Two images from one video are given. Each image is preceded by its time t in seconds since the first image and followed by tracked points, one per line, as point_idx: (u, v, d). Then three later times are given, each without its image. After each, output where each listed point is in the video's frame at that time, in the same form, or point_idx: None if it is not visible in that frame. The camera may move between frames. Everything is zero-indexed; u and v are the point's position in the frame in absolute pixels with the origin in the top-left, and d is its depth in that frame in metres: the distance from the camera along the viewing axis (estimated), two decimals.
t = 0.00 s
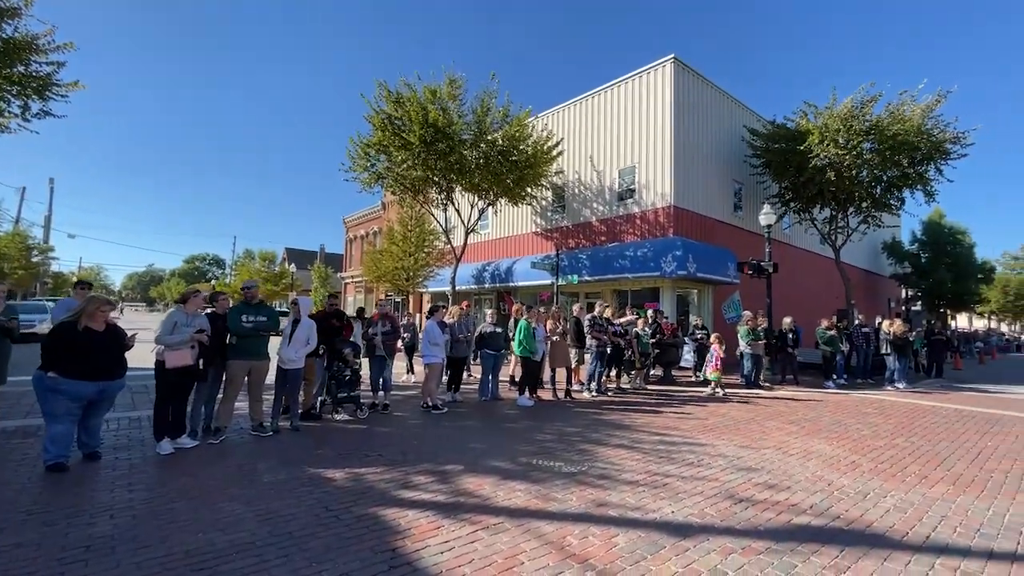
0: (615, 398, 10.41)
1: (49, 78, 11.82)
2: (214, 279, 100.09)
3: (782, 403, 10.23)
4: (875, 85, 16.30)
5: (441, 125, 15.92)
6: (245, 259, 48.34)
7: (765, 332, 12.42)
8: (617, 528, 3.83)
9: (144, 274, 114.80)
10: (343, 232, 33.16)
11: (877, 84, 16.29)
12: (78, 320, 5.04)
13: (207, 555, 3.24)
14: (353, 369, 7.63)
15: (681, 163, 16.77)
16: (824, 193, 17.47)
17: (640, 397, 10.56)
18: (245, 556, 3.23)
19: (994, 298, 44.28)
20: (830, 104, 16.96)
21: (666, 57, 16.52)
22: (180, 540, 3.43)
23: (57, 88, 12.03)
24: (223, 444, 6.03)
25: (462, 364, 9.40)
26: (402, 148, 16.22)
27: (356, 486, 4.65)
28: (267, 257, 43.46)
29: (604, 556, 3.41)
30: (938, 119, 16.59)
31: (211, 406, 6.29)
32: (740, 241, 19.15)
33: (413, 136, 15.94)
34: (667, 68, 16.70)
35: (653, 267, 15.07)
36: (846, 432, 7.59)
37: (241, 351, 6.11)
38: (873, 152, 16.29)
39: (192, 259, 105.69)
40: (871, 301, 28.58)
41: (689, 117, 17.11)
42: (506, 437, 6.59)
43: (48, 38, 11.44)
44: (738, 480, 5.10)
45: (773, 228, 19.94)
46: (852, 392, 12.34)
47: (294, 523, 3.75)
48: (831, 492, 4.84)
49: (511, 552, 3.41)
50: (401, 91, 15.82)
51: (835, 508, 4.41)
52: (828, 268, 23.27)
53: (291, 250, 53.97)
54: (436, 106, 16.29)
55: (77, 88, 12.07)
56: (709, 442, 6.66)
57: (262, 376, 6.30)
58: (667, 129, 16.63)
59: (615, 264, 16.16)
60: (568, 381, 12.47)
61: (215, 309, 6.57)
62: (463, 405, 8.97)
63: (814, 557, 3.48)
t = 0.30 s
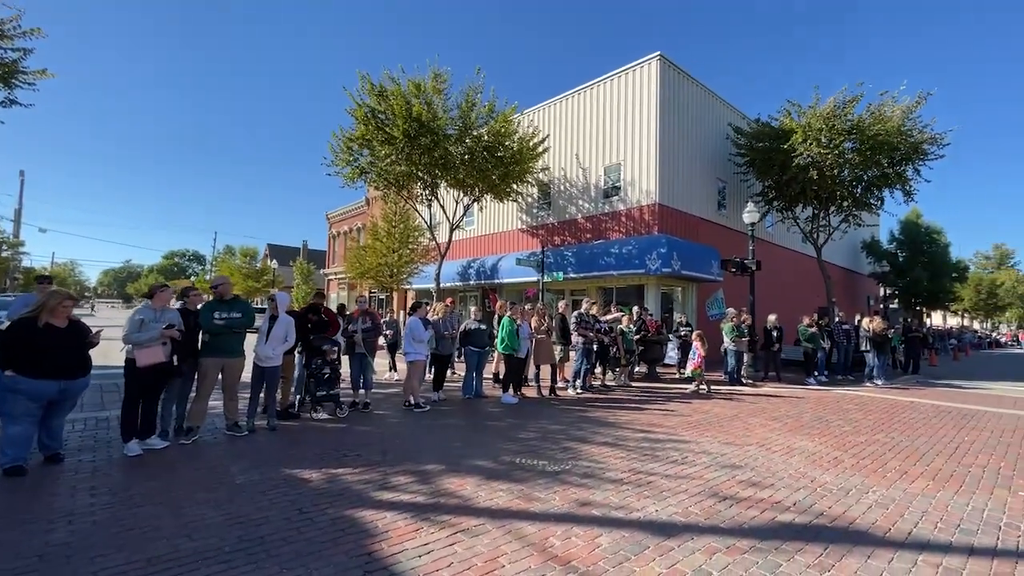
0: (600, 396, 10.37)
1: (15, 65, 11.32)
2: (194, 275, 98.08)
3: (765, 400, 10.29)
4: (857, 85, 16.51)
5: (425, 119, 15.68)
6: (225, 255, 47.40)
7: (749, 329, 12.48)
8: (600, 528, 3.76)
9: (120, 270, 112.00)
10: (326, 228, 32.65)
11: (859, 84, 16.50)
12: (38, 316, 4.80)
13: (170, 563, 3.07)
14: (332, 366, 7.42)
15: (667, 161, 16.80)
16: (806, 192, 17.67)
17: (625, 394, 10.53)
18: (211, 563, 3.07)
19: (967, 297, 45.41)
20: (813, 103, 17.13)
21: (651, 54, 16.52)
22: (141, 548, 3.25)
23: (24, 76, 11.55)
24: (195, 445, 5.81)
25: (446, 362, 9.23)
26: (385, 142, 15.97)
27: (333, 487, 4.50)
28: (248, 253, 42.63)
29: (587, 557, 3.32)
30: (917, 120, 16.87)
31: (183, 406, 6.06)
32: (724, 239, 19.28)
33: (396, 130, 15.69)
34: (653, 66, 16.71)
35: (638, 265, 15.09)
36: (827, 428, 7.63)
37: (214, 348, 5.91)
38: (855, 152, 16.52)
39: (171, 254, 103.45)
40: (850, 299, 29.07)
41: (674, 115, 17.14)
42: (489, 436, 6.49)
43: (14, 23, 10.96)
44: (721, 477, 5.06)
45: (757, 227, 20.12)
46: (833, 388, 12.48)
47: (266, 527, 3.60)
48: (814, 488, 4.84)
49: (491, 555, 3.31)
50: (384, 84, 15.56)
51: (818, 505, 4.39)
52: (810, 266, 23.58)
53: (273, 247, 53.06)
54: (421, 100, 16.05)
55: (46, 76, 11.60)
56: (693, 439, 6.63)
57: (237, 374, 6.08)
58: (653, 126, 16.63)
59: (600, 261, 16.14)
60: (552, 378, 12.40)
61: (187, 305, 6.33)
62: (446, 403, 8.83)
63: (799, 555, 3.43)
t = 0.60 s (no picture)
0: (589, 394, 10.28)
1: None
2: (176, 272, 96.30)
3: (754, 398, 10.28)
4: (845, 85, 16.63)
5: (413, 114, 15.44)
6: (209, 251, 46.56)
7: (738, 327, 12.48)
8: (593, 530, 3.64)
9: (100, 267, 109.63)
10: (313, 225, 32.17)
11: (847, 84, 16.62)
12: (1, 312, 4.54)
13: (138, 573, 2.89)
14: (317, 364, 7.22)
15: (656, 159, 16.78)
16: (794, 191, 17.76)
17: (614, 392, 10.45)
18: (183, 572, 2.89)
19: (947, 296, 46.23)
20: (801, 103, 17.22)
21: (642, 52, 16.48)
22: (108, 556, 3.06)
23: None
24: (171, 446, 5.58)
25: (434, 360, 9.05)
26: (373, 137, 15.71)
27: (316, 489, 4.32)
28: (232, 250, 41.92)
29: (580, 561, 3.20)
30: (902, 120, 17.05)
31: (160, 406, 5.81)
32: (712, 238, 19.32)
33: (384, 125, 15.44)
34: (643, 63, 16.67)
35: (627, 263, 15.05)
36: (817, 426, 7.62)
37: (192, 345, 5.69)
38: (842, 151, 16.65)
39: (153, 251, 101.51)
40: (835, 298, 29.39)
41: (664, 113, 17.13)
42: (477, 435, 6.34)
43: None
44: (715, 476, 4.98)
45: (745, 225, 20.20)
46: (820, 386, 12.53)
47: (244, 533, 3.42)
48: (808, 487, 4.77)
49: (481, 559, 3.17)
50: (372, 78, 15.29)
51: (813, 504, 4.33)
52: (796, 265, 23.75)
53: (258, 244, 52.27)
54: (409, 95, 15.82)
55: (18, 63, 11.17)
56: (685, 438, 6.56)
57: (217, 372, 5.87)
58: (643, 124, 16.59)
59: (589, 259, 16.08)
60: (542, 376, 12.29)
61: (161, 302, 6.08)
62: (434, 402, 8.67)
63: (796, 556, 3.35)
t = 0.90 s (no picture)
0: (582, 393, 10.20)
1: None
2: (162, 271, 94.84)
3: (746, 396, 10.27)
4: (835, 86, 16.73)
5: (404, 110, 15.26)
6: (196, 249, 45.90)
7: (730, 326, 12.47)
8: (589, 531, 3.55)
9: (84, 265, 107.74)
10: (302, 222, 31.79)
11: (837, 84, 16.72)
12: None
13: None
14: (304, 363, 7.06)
15: (649, 158, 16.76)
16: (784, 191, 17.83)
17: (606, 391, 10.39)
18: None
19: (932, 296, 46.83)
20: (792, 103, 17.30)
21: (634, 50, 16.44)
22: (79, 562, 2.90)
23: None
24: (152, 446, 5.40)
25: (425, 359, 8.91)
26: (363, 133, 15.50)
27: (302, 490, 4.18)
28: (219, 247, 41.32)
29: (576, 564, 3.10)
30: (891, 122, 17.19)
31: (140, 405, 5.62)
32: (704, 237, 19.35)
33: (375, 121, 15.24)
34: (636, 62, 16.63)
35: (620, 262, 15.00)
36: (810, 424, 7.59)
37: (173, 343, 5.50)
38: (832, 152, 16.75)
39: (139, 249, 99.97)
40: (824, 297, 29.63)
41: (656, 112, 17.11)
42: (469, 435, 6.23)
43: None
44: (710, 475, 4.91)
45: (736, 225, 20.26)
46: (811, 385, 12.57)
47: (226, 536, 3.28)
48: (804, 486, 4.72)
49: (473, 562, 3.06)
50: (362, 73, 15.08)
51: (810, 504, 4.27)
52: (786, 265, 23.89)
53: (246, 242, 51.63)
54: (399, 90, 15.63)
55: None
56: (679, 436, 6.49)
57: (200, 370, 5.69)
58: (635, 123, 16.58)
59: (581, 257, 16.01)
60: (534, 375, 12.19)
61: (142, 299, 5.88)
62: (424, 401, 8.54)
63: (796, 557, 3.28)
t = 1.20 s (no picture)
0: (574, 393, 10.16)
1: None
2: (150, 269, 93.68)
3: (738, 397, 10.28)
4: (826, 89, 16.86)
5: (397, 108, 15.16)
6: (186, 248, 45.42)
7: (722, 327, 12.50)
8: (581, 534, 3.50)
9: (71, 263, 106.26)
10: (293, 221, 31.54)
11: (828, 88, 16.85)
12: None
13: None
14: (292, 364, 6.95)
15: (642, 159, 16.78)
16: (776, 193, 17.93)
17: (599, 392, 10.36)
18: None
19: (920, 299, 47.34)
20: (783, 105, 17.41)
21: (628, 52, 16.47)
22: (55, 569, 2.81)
23: None
24: (135, 447, 5.29)
25: (416, 359, 8.83)
26: (355, 131, 15.38)
27: (289, 493, 4.10)
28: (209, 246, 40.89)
29: (567, 568, 3.05)
30: (881, 125, 17.35)
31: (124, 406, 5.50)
32: (696, 238, 19.41)
33: (367, 119, 15.13)
34: (629, 63, 16.65)
35: (612, 262, 14.99)
36: (801, 425, 7.60)
37: (159, 342, 5.39)
38: (822, 155, 16.87)
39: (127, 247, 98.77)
40: (814, 299, 29.87)
41: (649, 113, 17.14)
42: (460, 436, 6.17)
43: None
44: (702, 477, 4.89)
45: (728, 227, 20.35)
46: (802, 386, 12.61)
47: (209, 541, 3.20)
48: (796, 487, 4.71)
49: (463, 567, 3.00)
50: (354, 71, 14.97)
51: (802, 505, 4.26)
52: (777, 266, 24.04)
53: (237, 240, 51.17)
54: (392, 89, 15.53)
55: None
56: (671, 438, 6.47)
57: (186, 371, 5.59)
58: (628, 124, 16.60)
59: (574, 258, 16.00)
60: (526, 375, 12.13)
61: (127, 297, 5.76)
62: (415, 402, 8.46)
63: (788, 560, 3.26)
